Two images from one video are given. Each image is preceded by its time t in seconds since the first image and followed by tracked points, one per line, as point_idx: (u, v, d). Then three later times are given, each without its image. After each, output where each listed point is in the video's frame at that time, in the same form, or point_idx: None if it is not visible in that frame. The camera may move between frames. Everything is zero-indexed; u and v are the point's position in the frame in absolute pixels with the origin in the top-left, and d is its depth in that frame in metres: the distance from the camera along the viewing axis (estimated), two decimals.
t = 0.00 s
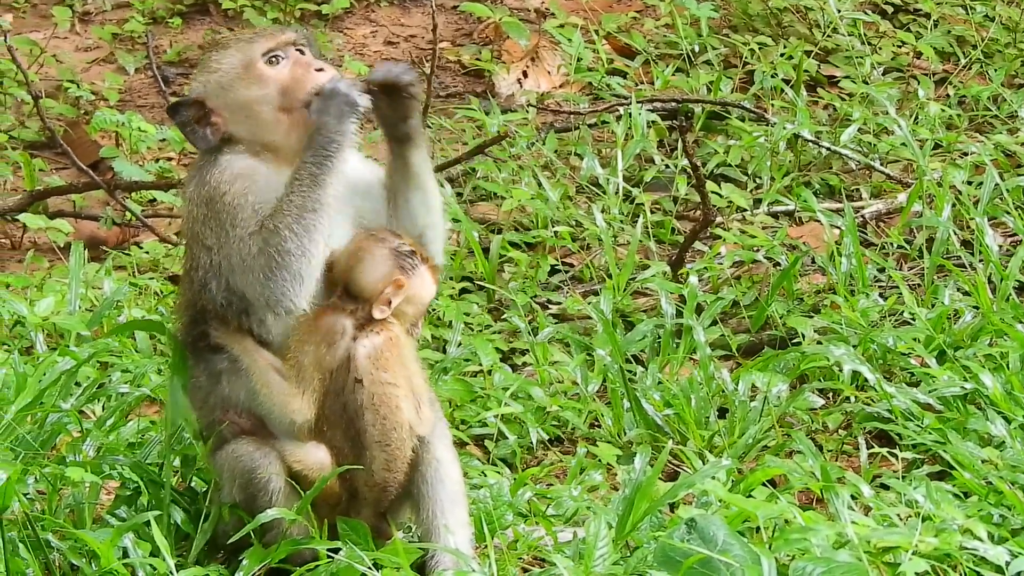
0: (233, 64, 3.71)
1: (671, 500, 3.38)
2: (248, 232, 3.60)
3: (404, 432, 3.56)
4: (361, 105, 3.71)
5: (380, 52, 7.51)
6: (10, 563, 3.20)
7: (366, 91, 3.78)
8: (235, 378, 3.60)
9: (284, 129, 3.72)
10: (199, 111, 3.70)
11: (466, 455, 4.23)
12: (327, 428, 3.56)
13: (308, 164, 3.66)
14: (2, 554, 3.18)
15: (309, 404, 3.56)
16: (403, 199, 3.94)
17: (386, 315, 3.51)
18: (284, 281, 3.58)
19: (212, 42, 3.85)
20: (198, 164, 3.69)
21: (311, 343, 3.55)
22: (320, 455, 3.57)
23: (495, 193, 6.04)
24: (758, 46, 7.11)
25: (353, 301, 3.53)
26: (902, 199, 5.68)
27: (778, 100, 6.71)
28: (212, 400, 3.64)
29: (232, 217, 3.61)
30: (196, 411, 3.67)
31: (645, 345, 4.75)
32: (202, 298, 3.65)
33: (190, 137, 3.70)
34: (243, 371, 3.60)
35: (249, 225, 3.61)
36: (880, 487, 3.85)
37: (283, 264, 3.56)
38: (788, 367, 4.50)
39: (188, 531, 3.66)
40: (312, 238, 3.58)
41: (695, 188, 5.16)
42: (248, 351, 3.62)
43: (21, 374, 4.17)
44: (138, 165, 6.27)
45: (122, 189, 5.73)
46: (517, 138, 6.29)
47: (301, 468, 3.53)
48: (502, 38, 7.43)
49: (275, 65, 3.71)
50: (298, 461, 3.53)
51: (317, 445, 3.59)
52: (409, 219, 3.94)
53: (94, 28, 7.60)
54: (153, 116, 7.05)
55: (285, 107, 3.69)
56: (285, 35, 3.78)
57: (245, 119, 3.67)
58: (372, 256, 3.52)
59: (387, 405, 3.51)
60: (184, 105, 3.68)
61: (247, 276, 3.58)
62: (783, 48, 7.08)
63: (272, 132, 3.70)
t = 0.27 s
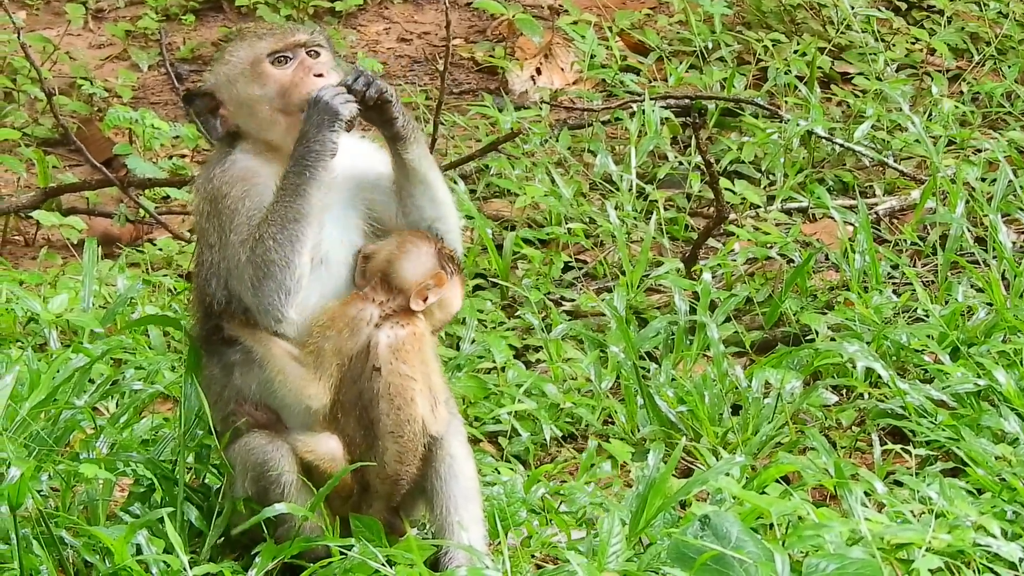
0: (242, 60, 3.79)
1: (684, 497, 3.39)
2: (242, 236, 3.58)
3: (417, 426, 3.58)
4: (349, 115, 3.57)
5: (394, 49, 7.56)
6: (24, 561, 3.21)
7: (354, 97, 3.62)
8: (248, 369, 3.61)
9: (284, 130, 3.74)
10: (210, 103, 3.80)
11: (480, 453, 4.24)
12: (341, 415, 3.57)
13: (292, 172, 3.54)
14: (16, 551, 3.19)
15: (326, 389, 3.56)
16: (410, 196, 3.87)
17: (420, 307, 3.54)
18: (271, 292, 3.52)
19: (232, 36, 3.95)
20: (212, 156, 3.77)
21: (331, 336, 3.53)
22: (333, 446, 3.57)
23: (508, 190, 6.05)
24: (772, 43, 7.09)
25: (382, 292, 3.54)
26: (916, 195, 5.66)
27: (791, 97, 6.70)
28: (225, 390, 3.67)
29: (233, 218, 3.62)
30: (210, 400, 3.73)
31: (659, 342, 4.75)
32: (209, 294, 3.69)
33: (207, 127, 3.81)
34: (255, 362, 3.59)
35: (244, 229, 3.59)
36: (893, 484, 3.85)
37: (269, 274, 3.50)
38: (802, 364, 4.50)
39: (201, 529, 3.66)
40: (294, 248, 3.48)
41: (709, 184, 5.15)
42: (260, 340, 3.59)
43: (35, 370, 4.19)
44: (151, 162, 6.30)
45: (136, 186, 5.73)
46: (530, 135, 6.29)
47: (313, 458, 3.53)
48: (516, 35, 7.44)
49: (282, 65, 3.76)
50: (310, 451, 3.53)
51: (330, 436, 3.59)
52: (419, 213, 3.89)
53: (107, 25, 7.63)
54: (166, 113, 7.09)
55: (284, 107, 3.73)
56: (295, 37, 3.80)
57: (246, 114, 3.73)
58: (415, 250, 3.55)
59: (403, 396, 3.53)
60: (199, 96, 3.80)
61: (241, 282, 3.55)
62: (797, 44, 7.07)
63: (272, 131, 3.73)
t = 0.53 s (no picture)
0: (250, 59, 3.82)
1: (695, 491, 3.39)
2: (240, 238, 3.61)
3: (426, 424, 3.60)
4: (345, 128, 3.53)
5: (404, 43, 7.56)
6: (33, 556, 3.20)
7: (351, 107, 3.57)
8: (256, 363, 3.61)
9: (286, 129, 3.74)
10: (221, 98, 3.85)
11: (489, 448, 4.25)
12: (349, 408, 3.58)
13: (287, 181, 3.55)
14: (25, 546, 3.19)
15: (336, 381, 3.58)
16: (414, 197, 3.82)
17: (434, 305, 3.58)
18: (265, 300, 3.55)
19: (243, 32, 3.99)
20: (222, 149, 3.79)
21: (341, 331, 3.56)
22: (339, 442, 3.57)
23: (518, 185, 6.05)
24: (782, 39, 7.08)
25: (398, 288, 3.58)
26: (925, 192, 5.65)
27: (801, 92, 6.68)
28: (233, 385, 3.68)
29: (234, 218, 3.65)
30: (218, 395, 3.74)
31: (669, 338, 4.76)
32: (211, 290, 3.74)
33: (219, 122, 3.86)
34: (263, 357, 3.60)
35: (242, 231, 3.62)
36: (903, 479, 3.85)
37: (263, 281, 3.53)
38: (811, 360, 4.50)
39: (209, 524, 3.65)
40: (287, 258, 3.52)
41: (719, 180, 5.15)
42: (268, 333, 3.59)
43: (45, 365, 4.20)
44: (161, 157, 6.32)
45: (144, 181, 5.79)
46: (540, 130, 6.29)
47: (321, 454, 3.54)
48: (526, 30, 7.44)
49: (289, 66, 3.78)
50: (318, 448, 3.53)
51: (337, 432, 3.60)
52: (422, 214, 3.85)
53: (117, 19, 7.65)
54: (176, 107, 7.11)
55: (287, 108, 3.72)
56: (303, 38, 3.81)
57: (251, 113, 3.74)
58: (433, 249, 3.59)
59: (412, 392, 3.55)
60: (209, 91, 3.85)
61: (239, 285, 3.59)
62: (807, 40, 7.05)
63: (275, 130, 3.73)
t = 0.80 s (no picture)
0: (256, 62, 3.88)
1: (705, 488, 3.38)
2: (247, 241, 3.61)
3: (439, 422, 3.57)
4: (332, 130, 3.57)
5: (412, 41, 7.57)
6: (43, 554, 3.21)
7: (340, 109, 3.61)
8: (266, 360, 3.67)
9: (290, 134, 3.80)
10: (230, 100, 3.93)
11: (498, 446, 4.26)
12: (361, 403, 3.57)
13: (288, 187, 3.55)
14: (35, 544, 3.20)
15: (349, 375, 3.59)
16: (417, 202, 3.87)
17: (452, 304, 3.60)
18: (270, 305, 3.55)
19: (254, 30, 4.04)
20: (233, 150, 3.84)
21: (358, 328, 3.56)
22: (349, 438, 3.59)
23: (527, 183, 6.05)
24: (791, 36, 7.06)
25: (420, 287, 3.61)
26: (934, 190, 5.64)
27: (810, 90, 6.67)
28: (243, 382, 3.72)
29: (243, 221, 3.64)
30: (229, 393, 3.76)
31: (678, 336, 4.75)
32: (217, 290, 3.74)
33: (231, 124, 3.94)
34: (274, 355, 3.65)
35: (250, 234, 3.61)
36: (912, 478, 3.84)
37: (269, 287, 3.53)
38: (821, 358, 4.49)
39: (219, 522, 3.66)
40: (291, 263, 3.52)
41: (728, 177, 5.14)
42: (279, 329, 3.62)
43: (55, 363, 4.22)
44: (170, 155, 6.33)
45: (153, 179, 5.84)
46: (549, 128, 6.29)
47: (330, 450, 3.56)
48: (535, 28, 7.45)
49: (292, 70, 3.84)
50: (328, 444, 3.56)
51: (347, 428, 3.61)
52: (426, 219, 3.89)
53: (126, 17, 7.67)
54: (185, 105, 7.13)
55: (289, 112, 3.78)
56: (306, 42, 3.86)
57: (257, 117, 3.82)
58: (456, 246, 3.60)
59: (426, 391, 3.51)
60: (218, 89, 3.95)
61: (246, 290, 3.59)
62: (816, 37, 7.04)
63: (279, 134, 3.81)
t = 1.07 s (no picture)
0: (266, 63, 3.88)
1: (717, 488, 3.38)
2: (249, 241, 3.65)
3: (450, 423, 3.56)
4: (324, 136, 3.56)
5: (424, 41, 7.58)
6: (54, 553, 3.24)
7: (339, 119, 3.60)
8: (277, 358, 3.70)
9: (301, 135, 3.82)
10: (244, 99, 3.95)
11: (510, 446, 4.26)
12: (371, 402, 3.58)
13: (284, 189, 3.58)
14: (47, 544, 3.21)
15: (359, 374, 3.59)
16: (428, 202, 3.88)
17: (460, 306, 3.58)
18: (267, 306, 3.57)
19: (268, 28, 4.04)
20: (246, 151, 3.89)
21: (366, 327, 3.57)
22: (359, 437, 3.59)
23: (539, 183, 6.05)
24: (802, 36, 7.06)
25: (431, 287, 3.60)
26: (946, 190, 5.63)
27: (821, 90, 6.66)
28: (255, 380, 3.75)
29: (247, 219, 3.70)
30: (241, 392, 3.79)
31: (690, 336, 4.75)
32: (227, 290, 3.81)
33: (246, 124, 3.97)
34: (285, 353, 3.68)
35: (251, 234, 3.65)
36: (923, 478, 3.84)
37: (266, 287, 3.56)
38: (833, 358, 4.48)
39: (231, 523, 3.67)
40: (286, 264, 3.55)
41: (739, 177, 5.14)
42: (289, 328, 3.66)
43: (66, 363, 4.23)
44: (182, 155, 6.35)
45: (164, 178, 5.88)
46: (560, 128, 6.29)
47: (341, 448, 3.56)
48: (546, 28, 7.46)
49: (301, 71, 3.83)
50: (339, 443, 3.56)
51: (358, 427, 3.62)
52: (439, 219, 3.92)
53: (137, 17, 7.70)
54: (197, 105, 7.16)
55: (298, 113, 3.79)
56: (314, 42, 3.85)
57: (269, 118, 3.85)
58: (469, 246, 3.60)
59: (436, 391, 3.51)
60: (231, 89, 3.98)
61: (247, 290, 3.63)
62: (827, 37, 7.03)
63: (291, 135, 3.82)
